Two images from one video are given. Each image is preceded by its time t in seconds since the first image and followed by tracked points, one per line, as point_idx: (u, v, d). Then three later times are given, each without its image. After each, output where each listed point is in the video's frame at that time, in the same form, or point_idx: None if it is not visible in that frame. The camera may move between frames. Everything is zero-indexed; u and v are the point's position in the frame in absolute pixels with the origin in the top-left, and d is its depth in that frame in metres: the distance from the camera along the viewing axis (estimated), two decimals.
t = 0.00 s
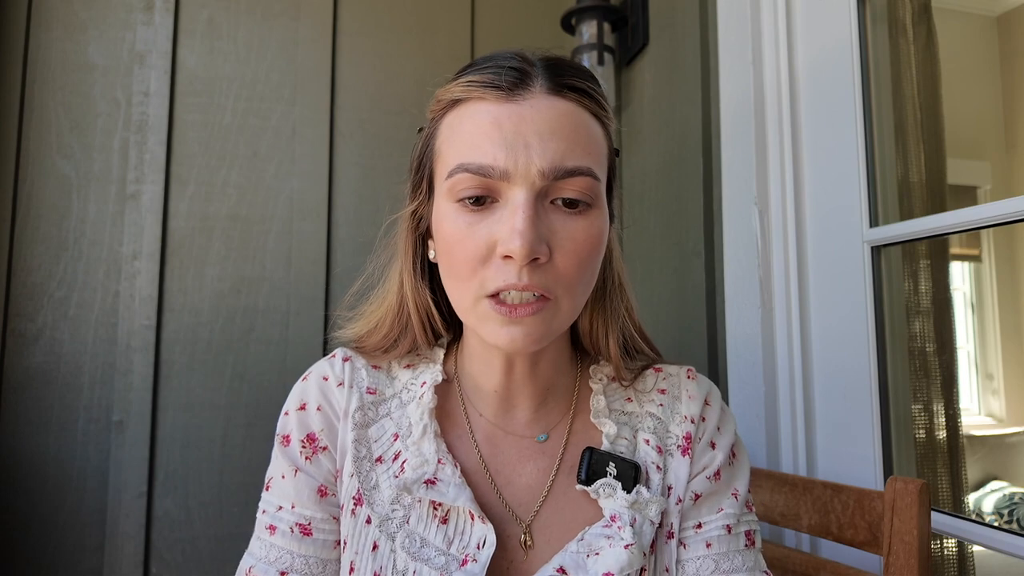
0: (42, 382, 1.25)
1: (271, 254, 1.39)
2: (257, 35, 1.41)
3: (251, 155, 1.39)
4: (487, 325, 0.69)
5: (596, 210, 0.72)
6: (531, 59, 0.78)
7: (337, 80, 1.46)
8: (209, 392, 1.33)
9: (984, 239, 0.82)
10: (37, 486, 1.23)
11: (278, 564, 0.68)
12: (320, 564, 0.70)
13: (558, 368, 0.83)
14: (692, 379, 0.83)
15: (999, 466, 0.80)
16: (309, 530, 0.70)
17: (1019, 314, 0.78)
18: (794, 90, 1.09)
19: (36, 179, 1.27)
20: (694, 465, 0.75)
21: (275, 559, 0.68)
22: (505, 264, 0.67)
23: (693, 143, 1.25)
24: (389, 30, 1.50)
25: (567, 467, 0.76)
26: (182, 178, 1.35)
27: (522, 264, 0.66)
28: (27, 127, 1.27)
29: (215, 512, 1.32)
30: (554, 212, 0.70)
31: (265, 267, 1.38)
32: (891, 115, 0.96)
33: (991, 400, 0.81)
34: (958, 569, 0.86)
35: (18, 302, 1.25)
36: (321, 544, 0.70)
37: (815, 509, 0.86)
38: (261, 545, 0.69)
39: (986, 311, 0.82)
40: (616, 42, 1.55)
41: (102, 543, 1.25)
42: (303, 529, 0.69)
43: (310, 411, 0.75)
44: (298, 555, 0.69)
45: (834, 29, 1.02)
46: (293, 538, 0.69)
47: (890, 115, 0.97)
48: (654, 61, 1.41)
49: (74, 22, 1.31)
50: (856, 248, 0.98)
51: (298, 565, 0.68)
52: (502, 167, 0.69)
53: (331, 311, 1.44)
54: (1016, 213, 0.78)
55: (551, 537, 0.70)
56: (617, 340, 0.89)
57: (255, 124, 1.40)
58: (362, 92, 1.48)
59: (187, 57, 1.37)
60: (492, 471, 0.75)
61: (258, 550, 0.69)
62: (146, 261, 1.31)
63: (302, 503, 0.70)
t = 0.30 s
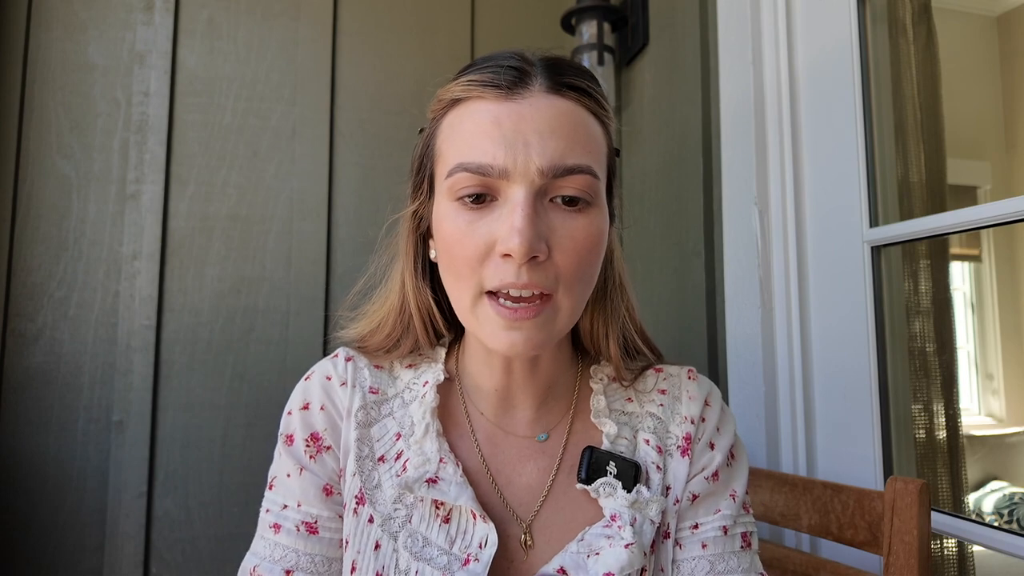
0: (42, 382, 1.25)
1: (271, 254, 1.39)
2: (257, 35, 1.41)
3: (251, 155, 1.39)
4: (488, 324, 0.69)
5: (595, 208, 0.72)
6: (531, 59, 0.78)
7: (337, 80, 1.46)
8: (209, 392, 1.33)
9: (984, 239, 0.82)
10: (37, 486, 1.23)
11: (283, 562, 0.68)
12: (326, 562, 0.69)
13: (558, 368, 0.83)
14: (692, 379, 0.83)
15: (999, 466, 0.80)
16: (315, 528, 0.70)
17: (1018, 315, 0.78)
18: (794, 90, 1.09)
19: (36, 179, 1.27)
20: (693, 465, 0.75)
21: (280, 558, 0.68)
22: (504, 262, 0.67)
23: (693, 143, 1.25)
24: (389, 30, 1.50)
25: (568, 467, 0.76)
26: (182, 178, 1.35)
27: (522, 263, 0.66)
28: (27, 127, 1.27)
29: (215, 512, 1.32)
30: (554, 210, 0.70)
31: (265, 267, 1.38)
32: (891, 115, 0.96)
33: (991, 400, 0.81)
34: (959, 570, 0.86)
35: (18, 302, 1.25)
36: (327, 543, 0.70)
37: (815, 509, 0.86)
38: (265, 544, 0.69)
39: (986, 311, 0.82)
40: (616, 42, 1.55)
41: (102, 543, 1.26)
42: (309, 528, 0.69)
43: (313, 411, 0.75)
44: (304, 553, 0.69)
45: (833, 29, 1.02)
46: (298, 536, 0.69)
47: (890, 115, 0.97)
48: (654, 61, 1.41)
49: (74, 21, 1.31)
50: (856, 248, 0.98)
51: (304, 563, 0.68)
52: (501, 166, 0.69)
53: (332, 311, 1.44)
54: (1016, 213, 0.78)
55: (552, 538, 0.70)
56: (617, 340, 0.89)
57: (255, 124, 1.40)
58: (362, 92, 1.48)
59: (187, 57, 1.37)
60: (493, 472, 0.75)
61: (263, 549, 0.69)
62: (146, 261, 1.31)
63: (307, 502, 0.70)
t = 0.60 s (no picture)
0: (42, 382, 1.25)
1: (271, 254, 1.39)
2: (257, 35, 1.41)
3: (251, 155, 1.39)
4: (488, 327, 0.69)
5: (596, 210, 0.72)
6: (530, 60, 0.78)
7: (337, 80, 1.46)
8: (209, 392, 1.33)
9: (984, 239, 0.82)
10: (37, 486, 1.23)
11: (290, 562, 0.68)
12: (333, 561, 0.69)
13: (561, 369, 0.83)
14: (695, 381, 0.83)
15: (999, 466, 0.80)
16: (323, 528, 0.70)
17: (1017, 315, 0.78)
18: (794, 90, 1.09)
19: (36, 178, 1.27)
20: (695, 467, 0.76)
21: (287, 557, 0.68)
22: (504, 267, 0.67)
23: (693, 143, 1.25)
24: (389, 29, 1.50)
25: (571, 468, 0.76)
26: (182, 178, 1.35)
27: (522, 267, 0.66)
28: (27, 127, 1.27)
29: (215, 512, 1.32)
30: (554, 213, 0.70)
31: (265, 267, 1.38)
32: (891, 115, 0.97)
33: (991, 400, 0.81)
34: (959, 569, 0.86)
35: (18, 302, 1.25)
36: (335, 543, 0.70)
37: (815, 509, 0.86)
38: (271, 544, 0.68)
39: (986, 311, 0.82)
40: (616, 42, 1.55)
41: (102, 543, 1.26)
42: (317, 528, 0.69)
43: (318, 411, 0.75)
44: (311, 553, 0.68)
45: (833, 29, 1.02)
46: (305, 536, 0.69)
47: (890, 115, 0.97)
48: (654, 61, 1.41)
49: (74, 21, 1.31)
50: (856, 248, 0.98)
51: (312, 562, 0.68)
52: (500, 170, 0.69)
53: (332, 312, 1.44)
54: (1016, 213, 0.78)
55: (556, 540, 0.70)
56: (621, 341, 0.89)
57: (255, 124, 1.40)
58: (362, 92, 1.48)
59: (187, 57, 1.37)
60: (497, 474, 0.75)
61: (269, 549, 0.68)
62: (147, 261, 1.31)
63: (315, 501, 0.70)
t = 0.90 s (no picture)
0: (42, 382, 1.25)
1: (271, 254, 1.39)
2: (257, 35, 1.41)
3: (251, 155, 1.39)
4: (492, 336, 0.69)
5: (602, 213, 0.72)
6: (535, 59, 0.78)
7: (337, 80, 1.46)
8: (209, 391, 1.33)
9: (984, 238, 0.82)
10: (38, 485, 1.23)
11: (280, 528, 0.61)
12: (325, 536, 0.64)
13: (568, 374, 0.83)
14: (706, 391, 0.84)
15: (999, 466, 0.80)
16: (319, 503, 0.65)
17: (1016, 315, 0.78)
18: (794, 90, 1.09)
19: (36, 178, 1.27)
20: (702, 480, 0.76)
21: (276, 524, 0.61)
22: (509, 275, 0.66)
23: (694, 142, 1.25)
24: (389, 29, 1.50)
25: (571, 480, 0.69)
26: (181, 178, 1.35)
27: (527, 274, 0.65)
28: (27, 127, 1.27)
29: (215, 512, 1.32)
30: (559, 216, 0.69)
31: (265, 267, 1.38)
32: (891, 115, 0.97)
33: (990, 400, 0.81)
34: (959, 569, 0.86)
35: (19, 302, 1.25)
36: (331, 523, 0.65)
37: (815, 509, 0.86)
38: (258, 510, 0.62)
39: (986, 311, 0.82)
40: (616, 42, 1.55)
41: (102, 543, 1.26)
42: (313, 501, 0.65)
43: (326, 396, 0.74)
44: (305, 522, 0.63)
45: (833, 30, 1.02)
46: (300, 505, 0.64)
47: (890, 115, 0.97)
48: (654, 61, 1.41)
49: (74, 21, 1.31)
50: (856, 248, 0.98)
51: (305, 531, 0.62)
52: (504, 173, 0.67)
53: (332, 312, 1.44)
54: (1017, 213, 0.78)
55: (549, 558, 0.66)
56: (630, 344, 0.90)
57: (255, 125, 1.40)
58: (362, 92, 1.47)
59: (187, 57, 1.37)
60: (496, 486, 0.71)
61: (254, 515, 0.61)
62: (147, 261, 1.31)
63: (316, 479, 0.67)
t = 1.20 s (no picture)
0: (42, 382, 1.24)
1: (272, 254, 1.39)
2: (257, 35, 1.41)
3: (251, 155, 1.39)
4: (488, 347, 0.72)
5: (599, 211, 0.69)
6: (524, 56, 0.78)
7: (337, 80, 1.46)
8: (209, 391, 1.33)
9: (984, 239, 0.83)
10: (38, 485, 1.23)
11: (292, 477, 0.63)
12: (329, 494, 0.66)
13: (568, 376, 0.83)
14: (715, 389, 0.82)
15: (999, 466, 0.81)
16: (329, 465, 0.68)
17: (1016, 316, 0.78)
18: (794, 90, 1.08)
19: (36, 178, 1.27)
20: (708, 484, 0.75)
21: (287, 472, 0.63)
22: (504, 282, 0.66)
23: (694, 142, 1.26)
24: (389, 29, 1.50)
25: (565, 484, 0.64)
26: (181, 178, 1.35)
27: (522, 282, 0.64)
28: (27, 127, 1.27)
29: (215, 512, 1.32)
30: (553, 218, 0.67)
31: (265, 267, 1.38)
32: (891, 115, 0.97)
33: (991, 400, 0.82)
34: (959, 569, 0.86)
35: (19, 302, 1.25)
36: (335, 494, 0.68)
37: (815, 509, 0.86)
38: (269, 458, 0.64)
39: (986, 311, 0.82)
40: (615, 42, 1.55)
41: (103, 543, 1.26)
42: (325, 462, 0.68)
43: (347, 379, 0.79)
44: (315, 477, 0.65)
45: (833, 30, 1.02)
46: (312, 461, 0.66)
47: (890, 115, 0.97)
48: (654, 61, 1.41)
49: (74, 22, 1.31)
50: (856, 248, 0.98)
51: (313, 486, 0.64)
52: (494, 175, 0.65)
53: (332, 311, 1.44)
54: (1017, 213, 0.78)
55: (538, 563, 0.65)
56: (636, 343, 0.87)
57: (256, 125, 1.40)
58: (362, 92, 1.47)
59: (187, 58, 1.37)
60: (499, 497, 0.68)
61: (265, 460, 0.64)
62: (147, 261, 1.31)
63: (327, 449, 0.70)
